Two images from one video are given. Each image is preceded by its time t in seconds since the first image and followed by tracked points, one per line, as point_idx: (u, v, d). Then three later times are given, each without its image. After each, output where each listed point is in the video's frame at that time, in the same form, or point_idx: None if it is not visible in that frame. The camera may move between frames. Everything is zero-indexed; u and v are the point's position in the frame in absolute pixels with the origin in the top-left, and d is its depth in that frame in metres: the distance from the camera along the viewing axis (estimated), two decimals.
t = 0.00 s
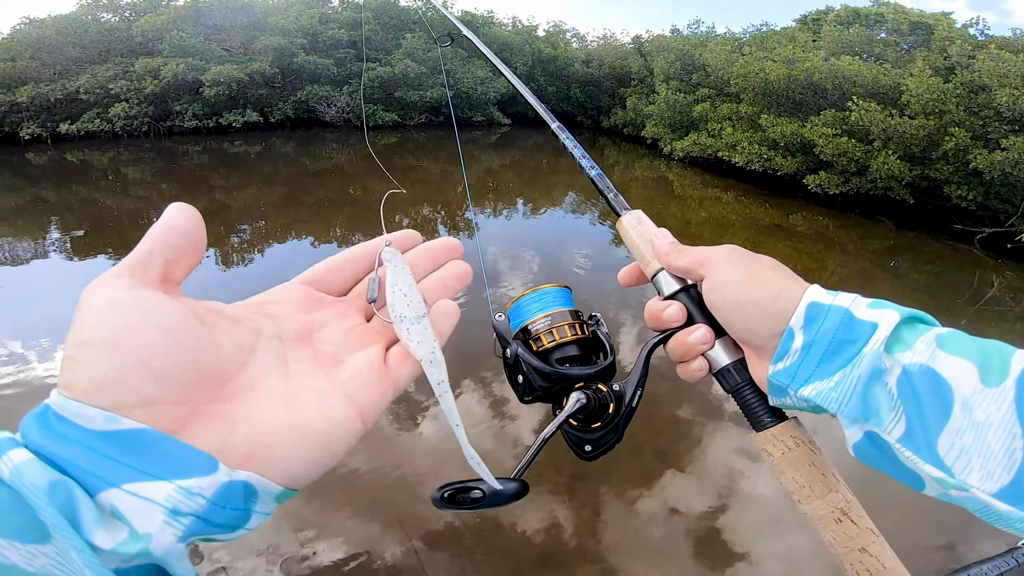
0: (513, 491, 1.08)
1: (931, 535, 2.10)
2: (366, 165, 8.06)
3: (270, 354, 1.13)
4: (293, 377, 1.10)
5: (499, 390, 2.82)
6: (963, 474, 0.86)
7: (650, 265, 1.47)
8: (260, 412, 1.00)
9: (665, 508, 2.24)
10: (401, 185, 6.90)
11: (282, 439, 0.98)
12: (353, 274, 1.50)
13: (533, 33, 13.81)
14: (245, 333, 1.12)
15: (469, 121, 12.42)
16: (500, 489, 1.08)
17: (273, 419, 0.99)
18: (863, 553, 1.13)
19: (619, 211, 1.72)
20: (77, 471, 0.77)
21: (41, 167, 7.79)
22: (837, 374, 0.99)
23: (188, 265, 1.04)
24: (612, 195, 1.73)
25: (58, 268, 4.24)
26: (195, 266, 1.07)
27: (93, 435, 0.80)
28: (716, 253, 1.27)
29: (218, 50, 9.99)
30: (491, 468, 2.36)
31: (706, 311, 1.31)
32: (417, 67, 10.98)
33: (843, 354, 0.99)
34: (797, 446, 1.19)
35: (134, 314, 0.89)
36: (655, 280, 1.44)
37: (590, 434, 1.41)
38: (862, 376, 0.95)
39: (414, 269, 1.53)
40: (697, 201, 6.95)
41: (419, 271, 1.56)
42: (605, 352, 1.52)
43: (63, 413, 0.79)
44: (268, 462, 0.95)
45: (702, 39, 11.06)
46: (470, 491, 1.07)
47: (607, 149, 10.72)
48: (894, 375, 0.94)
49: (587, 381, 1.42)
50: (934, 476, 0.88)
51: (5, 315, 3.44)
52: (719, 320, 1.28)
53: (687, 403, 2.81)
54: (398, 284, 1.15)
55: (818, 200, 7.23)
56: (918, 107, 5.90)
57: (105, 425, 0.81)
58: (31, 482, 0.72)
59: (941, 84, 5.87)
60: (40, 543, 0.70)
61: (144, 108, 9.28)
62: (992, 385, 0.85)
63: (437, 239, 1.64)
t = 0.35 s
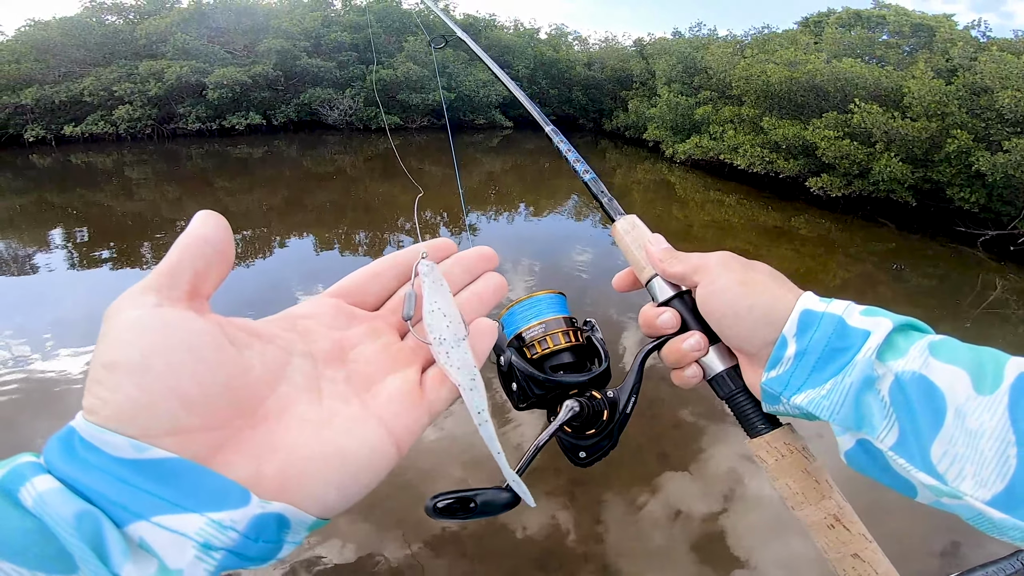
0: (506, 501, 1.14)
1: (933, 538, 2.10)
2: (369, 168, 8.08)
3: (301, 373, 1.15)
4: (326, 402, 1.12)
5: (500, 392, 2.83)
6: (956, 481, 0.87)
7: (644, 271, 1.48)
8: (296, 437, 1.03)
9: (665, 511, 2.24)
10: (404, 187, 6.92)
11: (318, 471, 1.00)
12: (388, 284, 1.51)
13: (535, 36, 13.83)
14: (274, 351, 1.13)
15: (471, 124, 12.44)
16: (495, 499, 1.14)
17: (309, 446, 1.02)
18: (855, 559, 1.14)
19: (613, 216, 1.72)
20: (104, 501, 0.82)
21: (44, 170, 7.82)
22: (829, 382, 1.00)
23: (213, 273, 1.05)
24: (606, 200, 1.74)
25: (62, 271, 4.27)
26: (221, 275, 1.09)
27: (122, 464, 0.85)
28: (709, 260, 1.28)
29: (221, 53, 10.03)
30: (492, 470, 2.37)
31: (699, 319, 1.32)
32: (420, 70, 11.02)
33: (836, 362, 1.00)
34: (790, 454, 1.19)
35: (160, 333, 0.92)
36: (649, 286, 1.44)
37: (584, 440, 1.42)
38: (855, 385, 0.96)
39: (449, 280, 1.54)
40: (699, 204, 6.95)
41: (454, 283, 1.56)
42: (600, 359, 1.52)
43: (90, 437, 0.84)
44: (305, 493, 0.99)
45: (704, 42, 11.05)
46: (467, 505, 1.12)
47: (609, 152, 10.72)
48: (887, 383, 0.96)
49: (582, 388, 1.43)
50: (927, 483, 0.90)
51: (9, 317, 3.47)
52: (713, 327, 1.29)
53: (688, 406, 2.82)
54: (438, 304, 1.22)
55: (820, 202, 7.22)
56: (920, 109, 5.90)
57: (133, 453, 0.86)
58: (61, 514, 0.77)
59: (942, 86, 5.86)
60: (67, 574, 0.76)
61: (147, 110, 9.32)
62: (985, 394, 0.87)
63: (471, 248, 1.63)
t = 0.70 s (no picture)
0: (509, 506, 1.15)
1: (936, 540, 2.10)
2: (371, 169, 8.10)
3: (276, 378, 1.14)
4: (304, 410, 1.10)
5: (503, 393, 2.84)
6: (962, 486, 0.88)
7: (647, 272, 1.48)
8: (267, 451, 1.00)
9: (667, 512, 2.25)
10: (406, 188, 6.93)
11: (291, 493, 0.97)
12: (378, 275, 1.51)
13: (537, 37, 13.85)
14: (247, 357, 1.11)
15: (473, 125, 12.47)
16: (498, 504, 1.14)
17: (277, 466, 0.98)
18: (858, 562, 1.14)
19: (615, 217, 1.73)
20: (35, 525, 0.79)
21: (49, 170, 7.86)
22: (835, 387, 1.00)
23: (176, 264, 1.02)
24: (608, 200, 1.75)
25: (66, 271, 4.29)
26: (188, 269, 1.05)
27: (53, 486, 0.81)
28: (715, 262, 1.28)
29: (225, 54, 10.07)
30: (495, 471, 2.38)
31: (704, 321, 1.32)
32: (422, 71, 11.05)
33: (842, 366, 1.01)
34: (794, 458, 1.20)
35: (105, 333, 0.88)
36: (652, 288, 1.45)
37: (585, 443, 1.44)
38: (861, 388, 0.97)
39: (452, 267, 1.54)
40: (701, 205, 6.95)
41: (456, 270, 1.56)
42: (600, 361, 1.53)
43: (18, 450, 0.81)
44: (274, 517, 0.95)
45: (706, 43, 11.06)
46: (470, 513, 1.13)
47: (612, 153, 10.73)
48: (893, 387, 0.96)
49: (583, 391, 1.43)
50: (932, 487, 0.90)
51: (14, 317, 3.50)
52: (717, 330, 1.29)
53: (691, 407, 2.82)
54: (434, 295, 1.25)
55: (823, 204, 7.21)
56: (923, 110, 5.90)
57: (67, 472, 0.82)
58: None
59: (945, 87, 5.86)
60: None
61: (152, 111, 9.37)
62: (992, 398, 0.87)
63: (473, 232, 1.63)
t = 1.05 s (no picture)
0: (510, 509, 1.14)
1: (940, 541, 2.09)
2: (375, 169, 8.12)
3: (271, 379, 1.14)
4: (300, 411, 1.11)
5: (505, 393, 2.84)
6: (964, 488, 0.88)
7: (649, 273, 1.48)
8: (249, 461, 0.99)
9: (670, 512, 2.24)
10: (409, 188, 6.94)
11: (280, 498, 0.97)
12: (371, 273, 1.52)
13: (540, 38, 13.86)
14: (240, 356, 1.12)
15: (476, 125, 12.48)
16: (500, 507, 1.14)
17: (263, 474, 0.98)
18: (858, 563, 1.14)
19: (616, 217, 1.72)
20: (25, 528, 0.79)
21: (54, 170, 7.91)
22: (836, 389, 1.00)
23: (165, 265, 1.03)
24: (609, 201, 1.75)
25: (71, 271, 4.32)
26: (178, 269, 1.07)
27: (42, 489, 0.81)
28: (717, 262, 1.27)
29: (229, 54, 10.11)
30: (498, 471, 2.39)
31: (705, 322, 1.32)
32: (426, 72, 11.07)
33: (844, 367, 1.00)
34: (795, 459, 1.19)
35: (94, 334, 0.89)
36: (653, 289, 1.45)
37: (585, 444, 1.44)
38: (863, 390, 0.97)
39: (449, 262, 1.54)
40: (704, 206, 6.94)
41: (454, 265, 1.56)
42: (600, 362, 1.53)
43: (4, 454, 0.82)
44: (265, 520, 0.96)
45: (709, 44, 11.04)
46: (473, 517, 1.13)
47: (615, 154, 10.72)
48: (895, 389, 0.96)
49: (584, 392, 1.43)
50: (934, 488, 0.90)
51: (19, 317, 3.52)
52: (718, 331, 1.29)
53: (694, 407, 2.82)
54: (430, 290, 1.27)
55: (827, 205, 7.19)
56: (928, 110, 5.84)
57: (56, 475, 0.83)
58: None
59: (950, 87, 5.80)
60: None
61: (157, 111, 9.41)
62: (993, 400, 0.87)
63: (472, 225, 1.62)
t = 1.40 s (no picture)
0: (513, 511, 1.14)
1: (942, 542, 2.08)
2: (378, 168, 8.14)
3: (270, 375, 1.14)
4: (297, 408, 1.11)
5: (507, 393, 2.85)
6: (965, 487, 0.88)
7: (650, 273, 1.48)
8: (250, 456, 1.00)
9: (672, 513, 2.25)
10: (412, 188, 6.94)
11: (279, 494, 0.98)
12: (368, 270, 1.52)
13: (544, 38, 13.85)
14: (238, 352, 1.12)
15: (479, 125, 12.49)
16: (503, 508, 1.14)
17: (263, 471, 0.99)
18: (861, 563, 1.15)
19: (617, 218, 1.73)
20: (24, 521, 0.80)
21: (59, 169, 7.95)
22: (837, 389, 1.00)
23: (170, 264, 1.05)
24: (610, 201, 1.75)
25: (75, 270, 4.34)
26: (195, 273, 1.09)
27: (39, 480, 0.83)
28: (718, 262, 1.27)
29: (233, 54, 10.14)
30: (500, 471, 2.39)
31: (706, 323, 1.32)
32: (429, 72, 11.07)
33: (846, 367, 1.00)
34: (797, 459, 1.20)
35: (94, 331, 0.90)
36: (655, 289, 1.44)
37: (587, 445, 1.44)
38: (865, 389, 0.97)
39: (447, 260, 1.55)
40: (707, 206, 6.93)
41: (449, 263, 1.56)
42: (602, 362, 1.53)
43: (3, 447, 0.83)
44: (263, 515, 0.96)
45: (713, 43, 11.01)
46: (476, 517, 1.14)
47: (618, 154, 10.71)
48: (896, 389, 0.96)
49: (585, 393, 1.44)
50: (936, 488, 0.90)
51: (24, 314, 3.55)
52: (720, 331, 1.28)
53: (696, 408, 2.82)
54: (428, 289, 1.27)
55: (831, 205, 7.17)
56: (933, 111, 5.83)
57: (55, 470, 0.84)
58: None
59: (956, 87, 5.78)
60: None
61: (161, 110, 9.43)
62: (994, 400, 0.87)
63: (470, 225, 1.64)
